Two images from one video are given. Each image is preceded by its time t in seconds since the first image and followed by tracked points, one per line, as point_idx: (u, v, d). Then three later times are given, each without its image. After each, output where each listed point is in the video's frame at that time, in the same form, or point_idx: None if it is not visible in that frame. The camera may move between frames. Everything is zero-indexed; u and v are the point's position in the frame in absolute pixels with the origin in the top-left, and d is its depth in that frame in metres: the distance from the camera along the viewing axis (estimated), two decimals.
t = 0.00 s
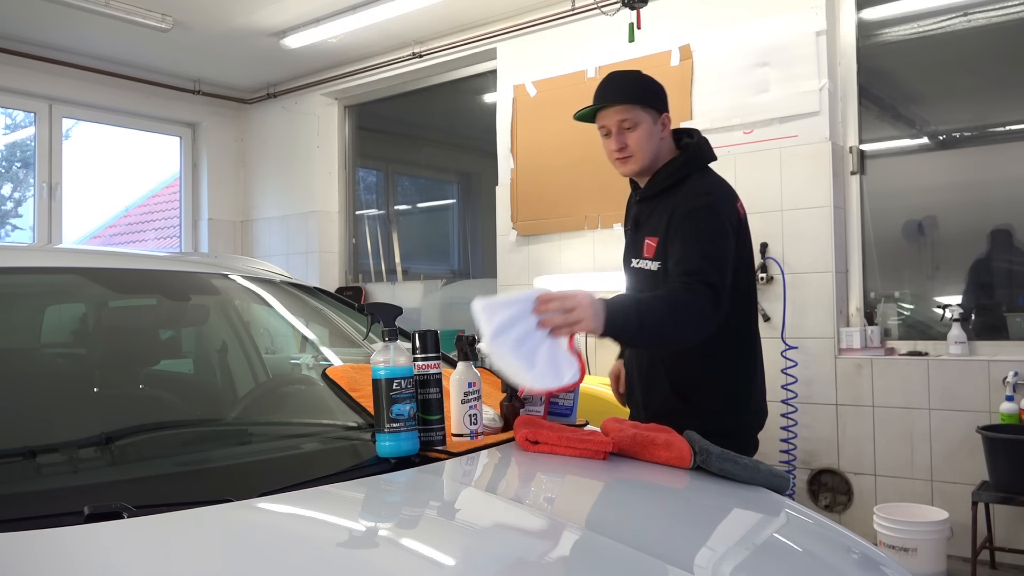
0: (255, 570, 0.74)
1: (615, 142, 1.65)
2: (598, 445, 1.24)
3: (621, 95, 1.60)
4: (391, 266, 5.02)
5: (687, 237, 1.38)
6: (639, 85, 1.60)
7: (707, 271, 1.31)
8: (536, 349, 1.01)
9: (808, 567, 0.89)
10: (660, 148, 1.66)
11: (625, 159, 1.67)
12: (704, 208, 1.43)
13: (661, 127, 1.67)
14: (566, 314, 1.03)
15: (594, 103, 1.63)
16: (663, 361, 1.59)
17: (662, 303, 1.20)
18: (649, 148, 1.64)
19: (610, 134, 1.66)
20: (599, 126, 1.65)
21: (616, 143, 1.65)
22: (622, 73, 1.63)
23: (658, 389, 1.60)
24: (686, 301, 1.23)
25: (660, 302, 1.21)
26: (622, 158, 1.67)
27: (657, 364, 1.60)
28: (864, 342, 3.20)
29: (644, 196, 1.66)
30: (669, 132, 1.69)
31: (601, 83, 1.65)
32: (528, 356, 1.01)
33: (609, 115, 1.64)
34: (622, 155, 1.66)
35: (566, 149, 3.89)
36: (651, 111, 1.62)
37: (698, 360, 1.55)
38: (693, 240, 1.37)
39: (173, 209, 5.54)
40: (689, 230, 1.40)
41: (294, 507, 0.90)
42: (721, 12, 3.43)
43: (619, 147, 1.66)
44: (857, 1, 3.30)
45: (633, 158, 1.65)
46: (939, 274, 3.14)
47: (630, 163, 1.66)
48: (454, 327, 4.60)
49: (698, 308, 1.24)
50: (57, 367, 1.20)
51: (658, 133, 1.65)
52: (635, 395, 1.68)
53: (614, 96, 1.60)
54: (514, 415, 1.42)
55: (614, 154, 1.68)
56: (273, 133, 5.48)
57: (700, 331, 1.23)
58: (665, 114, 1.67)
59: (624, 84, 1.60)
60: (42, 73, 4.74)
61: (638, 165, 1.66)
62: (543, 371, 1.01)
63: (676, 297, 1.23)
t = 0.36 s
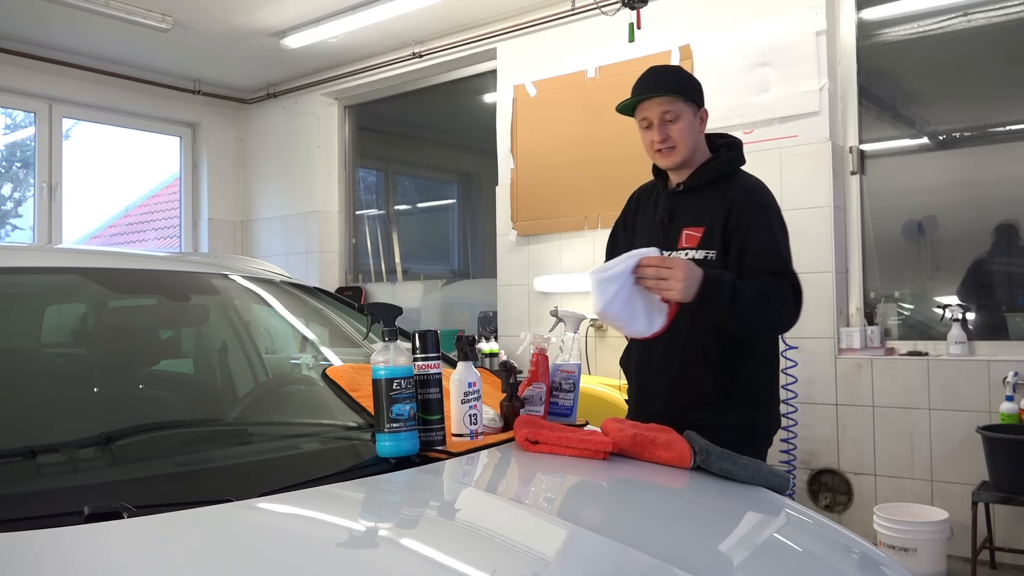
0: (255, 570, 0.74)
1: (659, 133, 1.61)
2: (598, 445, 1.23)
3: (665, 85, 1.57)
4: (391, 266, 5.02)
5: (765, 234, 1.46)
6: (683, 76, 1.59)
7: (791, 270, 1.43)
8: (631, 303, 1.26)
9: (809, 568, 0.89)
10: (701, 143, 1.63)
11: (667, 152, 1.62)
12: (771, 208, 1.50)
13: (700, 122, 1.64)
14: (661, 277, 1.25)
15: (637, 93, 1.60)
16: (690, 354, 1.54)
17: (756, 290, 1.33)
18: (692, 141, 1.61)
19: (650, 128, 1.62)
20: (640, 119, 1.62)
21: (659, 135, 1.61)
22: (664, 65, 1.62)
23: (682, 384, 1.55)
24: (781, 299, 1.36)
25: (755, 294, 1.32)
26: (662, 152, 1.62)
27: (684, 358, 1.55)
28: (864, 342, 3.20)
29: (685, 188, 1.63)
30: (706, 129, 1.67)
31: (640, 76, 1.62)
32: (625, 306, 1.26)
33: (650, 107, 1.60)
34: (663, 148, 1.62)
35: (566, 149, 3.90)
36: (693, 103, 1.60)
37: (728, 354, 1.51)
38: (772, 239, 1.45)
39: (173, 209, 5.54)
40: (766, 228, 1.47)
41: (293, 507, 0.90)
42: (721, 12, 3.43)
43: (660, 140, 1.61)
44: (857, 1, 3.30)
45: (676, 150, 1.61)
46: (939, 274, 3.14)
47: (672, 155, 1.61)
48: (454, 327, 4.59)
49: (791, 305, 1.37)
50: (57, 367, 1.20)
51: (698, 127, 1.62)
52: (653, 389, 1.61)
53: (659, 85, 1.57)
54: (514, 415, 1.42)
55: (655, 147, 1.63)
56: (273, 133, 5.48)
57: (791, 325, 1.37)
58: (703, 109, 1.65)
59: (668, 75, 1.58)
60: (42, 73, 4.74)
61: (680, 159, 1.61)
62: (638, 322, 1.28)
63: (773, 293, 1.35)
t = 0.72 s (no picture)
0: (253, 570, 0.74)
1: (683, 136, 1.60)
2: (598, 445, 1.23)
3: (690, 87, 1.57)
4: (391, 266, 5.02)
5: (799, 239, 1.53)
6: (706, 79, 1.59)
7: (818, 275, 1.52)
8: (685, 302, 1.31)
9: (808, 567, 0.89)
10: (723, 146, 1.63)
11: (691, 155, 1.61)
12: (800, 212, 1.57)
13: (721, 127, 1.64)
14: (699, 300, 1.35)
15: (662, 96, 1.60)
16: (713, 349, 1.55)
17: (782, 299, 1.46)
18: (715, 143, 1.61)
19: (674, 132, 1.62)
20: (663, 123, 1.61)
21: (683, 138, 1.60)
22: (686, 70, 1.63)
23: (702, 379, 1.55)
24: (808, 308, 1.47)
25: (781, 304, 1.45)
26: (687, 156, 1.62)
27: (705, 353, 1.55)
28: (864, 342, 3.21)
29: (715, 185, 1.61)
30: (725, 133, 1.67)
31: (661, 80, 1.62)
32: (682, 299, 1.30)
33: (675, 111, 1.59)
34: (687, 151, 1.61)
35: (566, 148, 3.90)
36: (715, 106, 1.60)
37: (749, 348, 1.54)
38: (804, 244, 1.53)
39: (173, 209, 5.54)
40: (800, 231, 1.54)
41: (293, 507, 0.90)
42: (721, 12, 3.43)
43: (685, 144, 1.61)
44: (857, 1, 3.30)
45: (701, 152, 1.60)
46: (939, 274, 3.14)
47: (696, 159, 1.61)
48: (454, 327, 4.60)
49: (815, 311, 1.49)
50: (57, 367, 1.20)
51: (719, 130, 1.62)
52: (676, 388, 1.58)
53: (683, 87, 1.58)
54: (514, 415, 1.42)
55: (679, 151, 1.62)
56: (273, 133, 5.48)
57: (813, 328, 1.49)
58: (722, 113, 1.65)
59: (692, 77, 1.58)
60: (42, 73, 4.74)
61: (705, 162, 1.61)
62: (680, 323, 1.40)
63: (800, 304, 1.47)
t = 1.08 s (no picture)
0: (253, 570, 0.74)
1: (689, 142, 1.60)
2: (598, 445, 1.23)
3: (696, 93, 1.57)
4: (391, 266, 5.02)
5: (805, 243, 1.53)
6: (713, 84, 1.59)
7: (824, 279, 1.51)
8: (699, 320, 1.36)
9: (808, 567, 0.89)
10: (728, 151, 1.63)
11: (697, 161, 1.61)
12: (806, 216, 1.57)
13: (727, 132, 1.65)
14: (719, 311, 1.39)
15: (668, 102, 1.60)
16: (717, 347, 1.55)
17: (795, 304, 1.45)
18: (722, 148, 1.61)
19: (681, 138, 1.62)
20: (670, 129, 1.61)
21: (690, 144, 1.60)
22: (691, 75, 1.63)
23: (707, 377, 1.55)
24: (815, 312, 1.47)
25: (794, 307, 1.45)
26: (693, 161, 1.62)
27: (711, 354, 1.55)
28: (864, 342, 3.21)
29: (722, 187, 1.61)
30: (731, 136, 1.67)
31: (666, 85, 1.62)
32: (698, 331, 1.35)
33: (681, 117, 1.60)
34: (694, 157, 1.61)
35: (566, 149, 3.90)
36: (721, 111, 1.61)
37: (753, 347, 1.54)
38: (810, 249, 1.52)
39: (173, 209, 5.54)
40: (806, 236, 1.53)
41: (293, 507, 0.90)
42: (721, 12, 3.43)
43: (691, 149, 1.61)
44: (857, 1, 3.30)
45: (708, 158, 1.60)
46: (939, 274, 3.14)
47: (702, 164, 1.61)
48: (454, 327, 4.60)
49: (821, 315, 1.48)
50: (57, 367, 1.20)
51: (725, 135, 1.63)
52: (685, 387, 1.58)
53: (689, 93, 1.58)
54: (514, 415, 1.42)
55: (685, 156, 1.62)
56: (273, 134, 5.48)
57: (819, 332, 1.49)
58: (728, 117, 1.65)
59: (698, 83, 1.59)
60: (42, 73, 4.74)
61: (711, 167, 1.61)
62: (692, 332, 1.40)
63: (807, 308, 1.46)
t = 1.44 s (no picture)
0: (253, 570, 0.74)
1: (679, 142, 1.60)
2: (598, 445, 1.23)
3: (684, 94, 1.58)
4: (391, 266, 5.02)
5: (805, 237, 1.52)
6: (700, 84, 1.60)
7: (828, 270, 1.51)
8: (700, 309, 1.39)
9: (808, 567, 0.89)
10: (719, 150, 1.63)
11: (688, 161, 1.61)
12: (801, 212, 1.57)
13: (716, 131, 1.65)
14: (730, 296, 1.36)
15: (656, 104, 1.60)
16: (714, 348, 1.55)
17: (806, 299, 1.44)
18: (712, 147, 1.61)
19: (670, 139, 1.62)
20: (659, 131, 1.62)
21: (680, 144, 1.60)
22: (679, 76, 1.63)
23: (707, 376, 1.55)
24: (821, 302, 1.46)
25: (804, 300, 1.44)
26: (684, 162, 1.62)
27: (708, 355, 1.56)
28: (864, 342, 3.21)
29: (714, 186, 1.61)
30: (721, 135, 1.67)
31: (653, 88, 1.62)
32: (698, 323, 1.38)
33: (669, 118, 1.60)
34: (685, 157, 1.61)
35: (566, 148, 3.90)
36: (710, 110, 1.61)
37: (749, 346, 1.54)
38: (810, 242, 1.52)
39: (173, 209, 5.54)
40: (804, 230, 1.53)
41: (293, 507, 0.90)
42: (721, 12, 3.43)
43: (682, 149, 1.61)
44: (857, 1, 3.30)
45: (698, 157, 1.60)
46: (939, 274, 3.14)
47: (693, 164, 1.61)
48: (454, 327, 4.60)
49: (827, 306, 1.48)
50: (57, 367, 1.20)
51: (715, 134, 1.62)
52: (685, 389, 1.58)
53: (677, 94, 1.58)
54: (514, 415, 1.42)
55: (677, 156, 1.62)
56: (273, 134, 5.48)
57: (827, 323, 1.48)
58: (717, 116, 1.65)
59: (686, 84, 1.59)
60: (42, 73, 4.74)
61: (703, 166, 1.61)
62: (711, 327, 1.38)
63: (814, 298, 1.46)
